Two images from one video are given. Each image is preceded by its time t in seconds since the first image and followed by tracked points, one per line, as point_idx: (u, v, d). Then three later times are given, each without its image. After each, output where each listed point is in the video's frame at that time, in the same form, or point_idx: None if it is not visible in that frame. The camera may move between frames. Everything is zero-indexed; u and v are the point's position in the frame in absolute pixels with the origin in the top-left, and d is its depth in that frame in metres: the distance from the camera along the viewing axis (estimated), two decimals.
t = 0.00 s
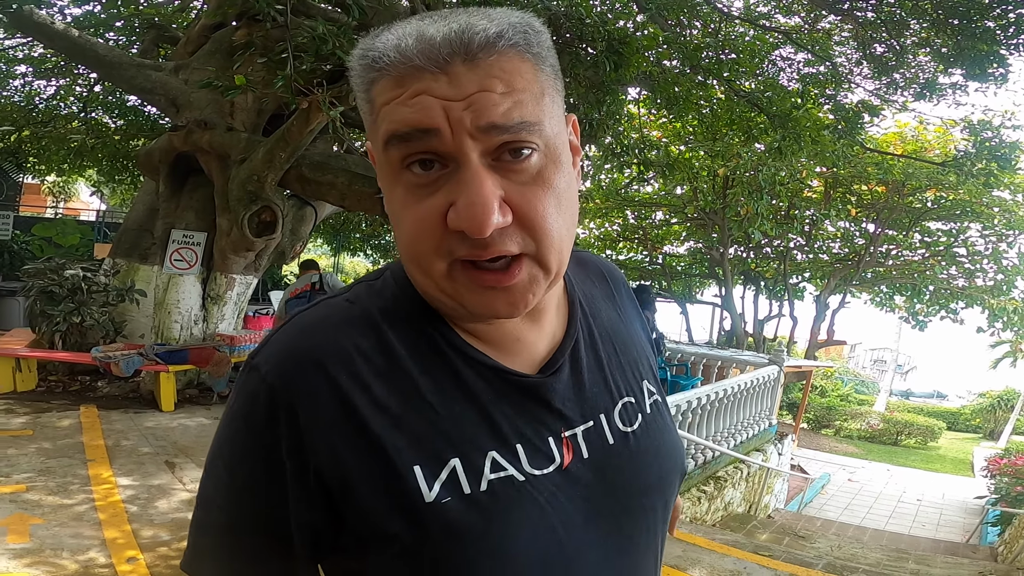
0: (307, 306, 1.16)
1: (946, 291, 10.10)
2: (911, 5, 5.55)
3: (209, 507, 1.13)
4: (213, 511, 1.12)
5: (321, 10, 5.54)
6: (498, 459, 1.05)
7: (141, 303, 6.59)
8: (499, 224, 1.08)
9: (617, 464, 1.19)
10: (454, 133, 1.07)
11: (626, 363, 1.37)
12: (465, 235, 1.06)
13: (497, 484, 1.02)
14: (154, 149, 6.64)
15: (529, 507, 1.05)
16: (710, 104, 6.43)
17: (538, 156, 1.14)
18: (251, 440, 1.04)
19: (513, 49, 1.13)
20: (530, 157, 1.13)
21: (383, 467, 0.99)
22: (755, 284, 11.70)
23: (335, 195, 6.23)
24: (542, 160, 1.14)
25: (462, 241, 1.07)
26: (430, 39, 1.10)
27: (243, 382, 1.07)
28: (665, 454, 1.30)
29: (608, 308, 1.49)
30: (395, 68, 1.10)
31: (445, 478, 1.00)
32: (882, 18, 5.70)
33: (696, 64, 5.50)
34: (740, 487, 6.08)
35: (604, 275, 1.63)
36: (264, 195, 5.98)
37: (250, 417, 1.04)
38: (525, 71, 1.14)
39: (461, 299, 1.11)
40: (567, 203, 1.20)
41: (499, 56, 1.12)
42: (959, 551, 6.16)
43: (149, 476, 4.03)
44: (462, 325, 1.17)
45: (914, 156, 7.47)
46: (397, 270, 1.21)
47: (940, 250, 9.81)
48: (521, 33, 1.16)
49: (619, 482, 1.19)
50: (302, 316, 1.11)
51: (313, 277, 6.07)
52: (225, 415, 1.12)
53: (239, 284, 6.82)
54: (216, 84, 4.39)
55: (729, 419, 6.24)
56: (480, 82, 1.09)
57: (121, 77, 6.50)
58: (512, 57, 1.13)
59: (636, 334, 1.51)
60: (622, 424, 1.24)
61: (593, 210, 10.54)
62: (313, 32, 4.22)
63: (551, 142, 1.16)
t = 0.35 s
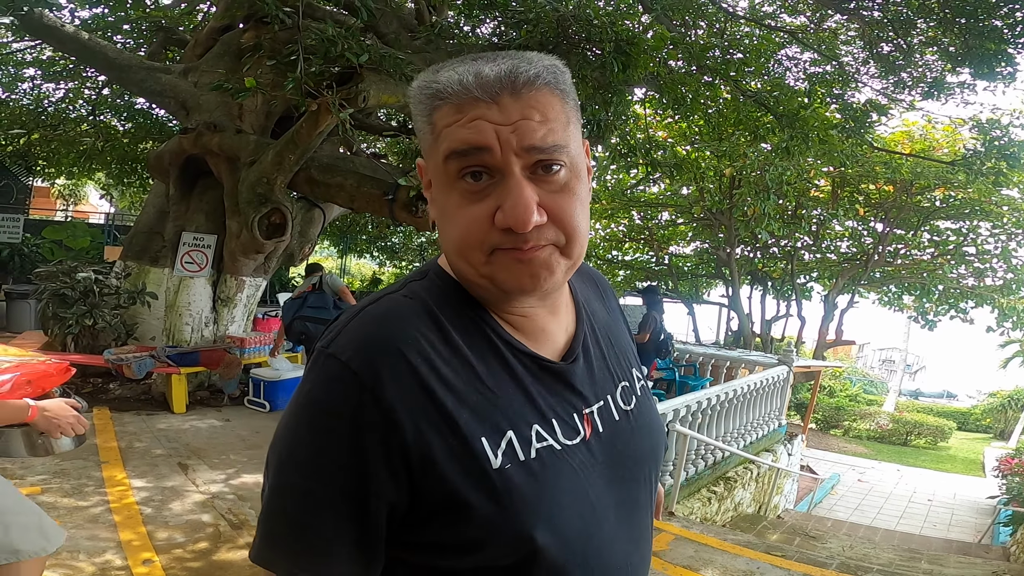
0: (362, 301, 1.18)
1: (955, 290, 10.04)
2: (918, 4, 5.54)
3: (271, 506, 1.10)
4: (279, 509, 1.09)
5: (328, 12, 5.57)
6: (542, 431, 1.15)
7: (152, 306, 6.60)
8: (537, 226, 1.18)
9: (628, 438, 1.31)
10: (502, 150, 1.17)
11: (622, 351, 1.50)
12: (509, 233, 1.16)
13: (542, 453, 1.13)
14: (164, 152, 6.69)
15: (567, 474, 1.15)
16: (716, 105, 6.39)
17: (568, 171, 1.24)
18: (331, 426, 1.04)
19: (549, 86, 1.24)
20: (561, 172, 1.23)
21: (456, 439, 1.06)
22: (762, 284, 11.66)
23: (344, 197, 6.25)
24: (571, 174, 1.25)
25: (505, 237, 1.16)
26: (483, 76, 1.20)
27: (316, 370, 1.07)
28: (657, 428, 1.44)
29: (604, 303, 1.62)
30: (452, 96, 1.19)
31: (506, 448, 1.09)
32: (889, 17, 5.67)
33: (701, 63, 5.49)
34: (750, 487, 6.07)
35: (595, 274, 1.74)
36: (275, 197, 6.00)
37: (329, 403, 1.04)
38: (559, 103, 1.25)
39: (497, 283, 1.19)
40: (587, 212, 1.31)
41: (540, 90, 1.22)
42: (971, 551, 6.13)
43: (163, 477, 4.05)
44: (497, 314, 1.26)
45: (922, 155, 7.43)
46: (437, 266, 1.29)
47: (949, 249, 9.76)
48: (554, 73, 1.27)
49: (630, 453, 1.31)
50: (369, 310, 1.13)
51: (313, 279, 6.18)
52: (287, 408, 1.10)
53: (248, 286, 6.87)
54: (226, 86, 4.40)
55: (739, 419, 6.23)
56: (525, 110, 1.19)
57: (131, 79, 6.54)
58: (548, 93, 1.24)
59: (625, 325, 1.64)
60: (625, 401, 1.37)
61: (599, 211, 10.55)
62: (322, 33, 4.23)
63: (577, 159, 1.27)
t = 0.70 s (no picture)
0: (373, 291, 1.20)
1: (963, 289, 9.93)
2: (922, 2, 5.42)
3: (274, 486, 1.08)
4: (284, 491, 1.06)
5: (327, 12, 5.53)
6: (532, 424, 1.20)
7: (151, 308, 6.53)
8: (552, 243, 1.20)
9: (601, 437, 1.37)
10: (532, 167, 1.18)
11: (600, 359, 1.56)
12: (526, 245, 1.18)
13: (532, 445, 1.18)
14: (163, 153, 6.67)
15: (551, 465, 1.20)
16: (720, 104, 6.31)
17: (586, 194, 1.26)
18: (348, 409, 1.04)
19: (582, 114, 1.26)
20: (580, 195, 1.25)
21: (460, 428, 1.09)
22: (767, 284, 11.57)
23: (344, 198, 6.21)
24: (587, 198, 1.27)
25: (521, 249, 1.18)
26: (525, 96, 1.21)
27: (334, 354, 1.06)
28: (623, 432, 1.51)
29: (586, 316, 1.69)
30: (492, 109, 1.20)
31: (503, 439, 1.13)
32: (894, 15, 5.59)
33: (704, 61, 5.41)
34: (756, 490, 6.01)
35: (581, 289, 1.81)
36: (273, 198, 5.96)
37: (348, 386, 1.04)
38: (588, 132, 1.27)
39: (507, 291, 1.21)
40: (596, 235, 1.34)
41: (576, 117, 1.24)
42: (981, 554, 6.04)
43: (159, 481, 4.02)
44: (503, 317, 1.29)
45: (929, 153, 7.34)
46: (449, 265, 1.30)
47: (957, 248, 9.65)
48: (588, 102, 1.29)
49: (603, 450, 1.37)
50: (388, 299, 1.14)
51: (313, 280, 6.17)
52: (296, 390, 1.08)
53: (248, 288, 6.88)
54: (222, 85, 4.37)
55: (745, 421, 6.16)
56: (558, 132, 1.21)
57: (128, 79, 6.51)
58: (581, 121, 1.25)
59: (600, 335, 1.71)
60: (600, 403, 1.43)
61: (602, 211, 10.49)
62: (318, 32, 4.17)
63: (596, 185, 1.29)
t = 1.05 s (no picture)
0: (353, 281, 1.17)
1: (969, 288, 9.85)
2: None
3: (250, 485, 1.04)
4: (259, 490, 1.03)
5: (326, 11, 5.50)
6: (523, 413, 1.16)
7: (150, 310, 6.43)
8: (533, 222, 1.18)
9: (596, 428, 1.33)
10: (512, 147, 1.17)
11: (589, 351, 1.53)
12: (507, 224, 1.16)
13: (526, 433, 1.14)
14: (163, 153, 6.65)
15: (546, 455, 1.16)
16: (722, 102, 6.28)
17: (568, 176, 1.25)
18: (325, 399, 1.01)
19: (565, 96, 1.26)
20: (562, 177, 1.24)
21: (446, 416, 1.06)
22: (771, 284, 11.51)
23: (343, 198, 6.18)
24: (570, 180, 1.26)
25: (503, 228, 1.17)
26: (508, 78, 1.21)
27: (308, 343, 1.03)
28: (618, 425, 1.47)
29: (574, 310, 1.66)
30: (474, 91, 1.20)
31: (492, 427, 1.10)
32: (898, 12, 5.52)
33: (707, 60, 5.37)
34: (761, 492, 5.95)
35: (568, 284, 1.78)
36: (272, 199, 5.95)
37: (324, 375, 1.01)
38: (570, 115, 1.26)
39: (489, 274, 1.20)
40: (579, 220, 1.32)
41: (558, 99, 1.24)
42: (991, 556, 5.96)
43: (156, 485, 3.99)
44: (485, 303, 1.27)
45: (934, 152, 7.27)
46: (429, 253, 1.28)
47: (963, 247, 9.58)
48: (570, 87, 1.29)
49: (599, 442, 1.32)
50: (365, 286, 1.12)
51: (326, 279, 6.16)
52: (269, 385, 1.06)
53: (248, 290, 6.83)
54: (219, 85, 4.34)
55: (750, 423, 6.11)
56: (539, 113, 1.20)
57: (127, 80, 6.49)
58: (564, 104, 1.25)
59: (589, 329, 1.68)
60: (594, 395, 1.39)
61: (605, 211, 10.45)
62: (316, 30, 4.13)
63: (578, 168, 1.28)
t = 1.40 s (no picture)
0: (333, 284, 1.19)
1: (973, 288, 9.80)
2: None
3: (231, 486, 1.07)
4: (238, 489, 1.06)
5: (328, 13, 5.51)
6: (505, 411, 1.17)
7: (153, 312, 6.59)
8: (508, 214, 1.19)
9: (587, 426, 1.33)
10: (483, 143, 1.19)
11: (581, 352, 1.53)
12: (482, 217, 1.17)
13: (507, 432, 1.14)
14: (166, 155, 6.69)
15: (530, 453, 1.16)
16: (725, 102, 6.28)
17: (541, 169, 1.26)
18: (299, 398, 1.03)
19: (532, 94, 1.28)
20: (535, 170, 1.25)
21: (423, 413, 1.07)
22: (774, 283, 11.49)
23: (346, 200, 6.19)
24: (543, 173, 1.27)
25: (478, 222, 1.18)
26: (474, 77, 1.23)
27: (284, 343, 1.07)
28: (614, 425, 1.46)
29: (564, 312, 1.66)
30: (443, 92, 1.22)
31: (471, 425, 1.10)
32: (900, 12, 5.50)
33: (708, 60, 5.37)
34: (764, 492, 5.96)
35: (559, 288, 1.78)
36: (275, 201, 5.97)
37: (297, 374, 1.04)
38: (538, 110, 1.29)
39: (468, 269, 1.20)
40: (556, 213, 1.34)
41: (524, 95, 1.26)
42: (995, 557, 5.94)
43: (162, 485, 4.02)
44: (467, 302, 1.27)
45: (937, 151, 7.25)
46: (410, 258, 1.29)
47: (968, 247, 9.60)
48: (537, 84, 1.31)
49: (590, 441, 1.32)
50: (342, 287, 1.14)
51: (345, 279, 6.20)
52: (250, 388, 1.09)
53: (252, 292, 6.82)
54: (221, 88, 4.35)
55: (753, 423, 6.10)
56: (506, 109, 1.22)
57: (130, 81, 6.52)
58: (531, 100, 1.27)
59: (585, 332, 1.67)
60: (585, 395, 1.38)
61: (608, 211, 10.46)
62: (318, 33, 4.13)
63: (551, 161, 1.30)
